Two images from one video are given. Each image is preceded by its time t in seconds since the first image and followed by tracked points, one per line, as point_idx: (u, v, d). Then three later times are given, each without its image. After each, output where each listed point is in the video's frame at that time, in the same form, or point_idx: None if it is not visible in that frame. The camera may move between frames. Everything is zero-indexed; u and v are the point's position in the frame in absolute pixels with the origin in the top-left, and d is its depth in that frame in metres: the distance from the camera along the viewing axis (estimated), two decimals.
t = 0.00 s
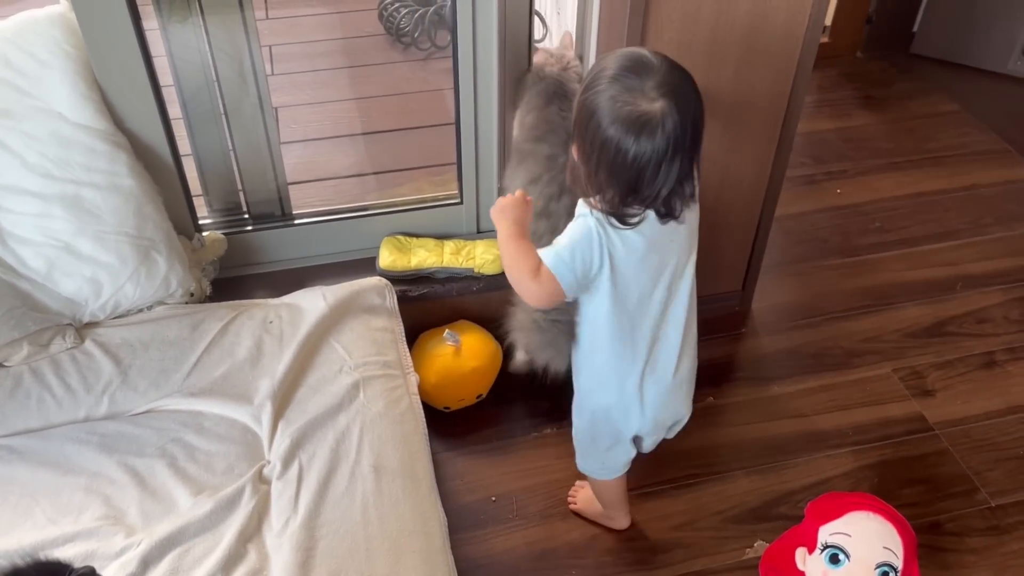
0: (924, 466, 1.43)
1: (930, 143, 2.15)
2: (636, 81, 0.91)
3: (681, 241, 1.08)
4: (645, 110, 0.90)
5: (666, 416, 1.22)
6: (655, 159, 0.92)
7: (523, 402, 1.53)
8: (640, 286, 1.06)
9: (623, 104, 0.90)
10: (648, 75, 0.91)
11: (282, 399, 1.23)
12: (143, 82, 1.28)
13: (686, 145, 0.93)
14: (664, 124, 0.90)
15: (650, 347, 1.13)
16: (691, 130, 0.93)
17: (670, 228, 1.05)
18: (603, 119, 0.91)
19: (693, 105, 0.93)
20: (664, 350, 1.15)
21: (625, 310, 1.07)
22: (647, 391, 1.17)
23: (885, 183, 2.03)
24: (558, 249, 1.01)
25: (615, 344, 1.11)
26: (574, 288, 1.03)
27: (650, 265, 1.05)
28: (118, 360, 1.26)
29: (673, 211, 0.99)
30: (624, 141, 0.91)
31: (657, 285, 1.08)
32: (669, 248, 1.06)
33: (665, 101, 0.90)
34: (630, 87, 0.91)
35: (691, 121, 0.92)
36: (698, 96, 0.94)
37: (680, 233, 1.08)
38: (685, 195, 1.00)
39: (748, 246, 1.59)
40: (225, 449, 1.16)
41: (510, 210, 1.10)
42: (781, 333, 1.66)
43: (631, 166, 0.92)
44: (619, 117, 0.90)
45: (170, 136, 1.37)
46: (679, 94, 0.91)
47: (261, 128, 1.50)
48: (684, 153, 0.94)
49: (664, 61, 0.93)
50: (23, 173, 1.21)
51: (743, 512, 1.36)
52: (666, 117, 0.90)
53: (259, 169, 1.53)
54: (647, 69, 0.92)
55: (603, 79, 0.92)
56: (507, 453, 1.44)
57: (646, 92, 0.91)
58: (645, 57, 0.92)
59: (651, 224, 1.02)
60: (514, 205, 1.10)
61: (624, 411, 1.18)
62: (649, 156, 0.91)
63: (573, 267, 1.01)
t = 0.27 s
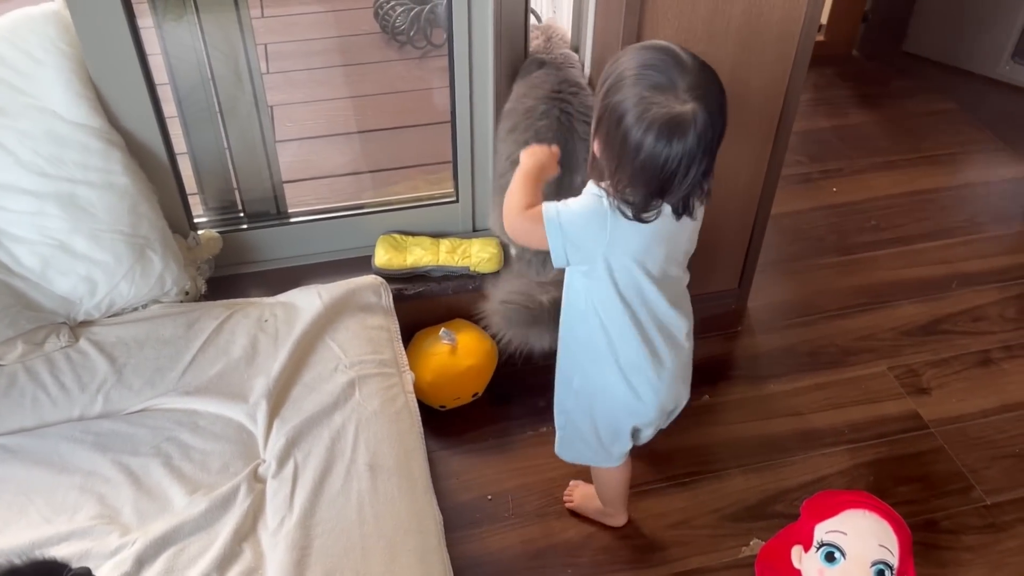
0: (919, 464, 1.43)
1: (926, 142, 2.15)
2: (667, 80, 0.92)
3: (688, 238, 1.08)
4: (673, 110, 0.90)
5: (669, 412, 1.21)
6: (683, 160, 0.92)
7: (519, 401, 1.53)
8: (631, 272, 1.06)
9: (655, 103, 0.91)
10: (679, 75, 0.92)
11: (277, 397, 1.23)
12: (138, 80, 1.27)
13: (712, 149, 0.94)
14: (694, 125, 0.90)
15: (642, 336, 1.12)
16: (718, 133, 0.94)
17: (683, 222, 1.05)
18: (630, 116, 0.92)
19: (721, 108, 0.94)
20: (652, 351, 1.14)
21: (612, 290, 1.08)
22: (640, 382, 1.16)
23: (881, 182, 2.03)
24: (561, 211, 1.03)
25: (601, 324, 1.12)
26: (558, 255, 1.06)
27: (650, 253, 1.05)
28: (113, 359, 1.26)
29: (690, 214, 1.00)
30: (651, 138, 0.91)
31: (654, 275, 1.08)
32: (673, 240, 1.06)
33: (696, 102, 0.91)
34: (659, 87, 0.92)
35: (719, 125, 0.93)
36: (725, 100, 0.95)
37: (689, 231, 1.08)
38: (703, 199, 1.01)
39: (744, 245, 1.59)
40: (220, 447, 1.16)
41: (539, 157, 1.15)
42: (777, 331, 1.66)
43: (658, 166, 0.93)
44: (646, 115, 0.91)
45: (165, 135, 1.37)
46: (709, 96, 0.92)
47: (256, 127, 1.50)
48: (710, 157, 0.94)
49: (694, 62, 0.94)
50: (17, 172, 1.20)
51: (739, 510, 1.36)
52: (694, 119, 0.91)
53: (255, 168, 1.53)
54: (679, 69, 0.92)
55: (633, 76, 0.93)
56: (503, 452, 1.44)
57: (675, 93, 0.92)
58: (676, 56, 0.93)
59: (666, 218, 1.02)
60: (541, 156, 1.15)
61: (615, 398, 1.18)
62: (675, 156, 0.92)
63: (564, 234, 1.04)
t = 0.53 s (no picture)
0: (917, 461, 1.43)
1: (924, 139, 2.15)
2: (668, 86, 0.93)
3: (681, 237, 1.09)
4: (672, 116, 0.92)
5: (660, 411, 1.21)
6: (679, 166, 0.94)
7: (517, 398, 1.53)
8: (618, 258, 1.08)
9: (655, 109, 0.92)
10: (681, 82, 0.93)
11: (274, 395, 1.23)
12: (133, 76, 1.27)
13: (710, 157, 0.95)
14: (692, 132, 0.92)
15: (633, 326, 1.13)
16: (717, 141, 0.95)
17: (677, 226, 1.06)
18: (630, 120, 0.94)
19: (722, 116, 0.95)
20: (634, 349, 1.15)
21: (598, 276, 1.10)
22: (630, 373, 1.16)
23: (879, 179, 2.03)
24: (554, 185, 1.08)
25: (591, 312, 1.13)
26: (545, 224, 1.12)
27: (637, 245, 1.07)
28: (110, 357, 1.26)
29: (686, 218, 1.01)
30: (648, 142, 0.92)
31: (644, 265, 1.09)
32: (663, 235, 1.06)
33: (696, 109, 0.93)
34: (660, 93, 0.93)
35: (719, 132, 0.95)
36: (727, 108, 0.96)
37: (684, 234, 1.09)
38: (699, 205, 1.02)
39: (741, 242, 1.59)
40: (217, 445, 1.16)
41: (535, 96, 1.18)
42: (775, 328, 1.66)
43: (656, 170, 0.94)
44: (645, 119, 0.92)
45: (161, 132, 1.37)
46: (709, 104, 0.94)
47: (253, 124, 1.49)
48: (707, 164, 0.96)
49: (698, 68, 0.95)
50: (12, 169, 1.20)
51: (737, 508, 1.36)
52: (692, 126, 0.92)
53: (251, 166, 1.52)
54: (681, 74, 0.94)
55: (635, 80, 0.94)
56: (501, 449, 1.44)
57: (676, 99, 0.93)
58: (679, 61, 0.95)
59: (654, 219, 1.04)
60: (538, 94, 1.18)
61: (604, 387, 1.18)
62: (673, 160, 0.93)
63: (550, 206, 1.09)
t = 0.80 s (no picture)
0: (912, 458, 1.43)
1: (919, 137, 2.15)
2: (641, 77, 0.94)
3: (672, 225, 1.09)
4: (647, 103, 0.92)
5: (650, 402, 1.21)
6: (658, 154, 0.94)
7: (513, 396, 1.53)
8: (608, 250, 1.08)
9: (629, 100, 0.93)
10: (653, 71, 0.94)
11: (270, 393, 1.23)
12: (128, 73, 1.27)
13: (689, 143, 0.95)
14: (668, 119, 0.92)
15: (624, 315, 1.14)
16: (695, 127, 0.95)
17: (664, 216, 1.06)
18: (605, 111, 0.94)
19: (696, 101, 0.95)
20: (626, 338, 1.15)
21: (589, 266, 1.10)
22: (621, 363, 1.17)
23: (875, 177, 2.04)
24: (544, 176, 1.08)
25: (582, 302, 1.14)
26: (535, 214, 1.11)
27: (627, 236, 1.06)
28: (105, 354, 1.26)
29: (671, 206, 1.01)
30: (625, 131, 0.92)
31: (635, 256, 1.09)
32: (652, 225, 1.06)
33: (670, 96, 0.93)
34: (633, 83, 0.93)
35: (695, 118, 0.94)
36: (703, 94, 0.96)
37: (674, 222, 1.08)
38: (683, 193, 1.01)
39: (737, 240, 1.59)
40: (212, 443, 1.16)
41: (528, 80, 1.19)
42: (771, 326, 1.67)
43: (635, 160, 0.94)
44: (620, 109, 0.92)
45: (157, 129, 1.36)
46: (683, 91, 0.94)
47: (249, 121, 1.49)
48: (687, 151, 0.96)
49: (670, 57, 0.95)
50: (7, 166, 1.20)
51: (732, 505, 1.36)
52: (668, 112, 0.92)
53: (248, 163, 1.53)
54: (653, 64, 0.94)
55: (607, 73, 0.95)
56: (497, 447, 1.44)
57: (649, 88, 0.93)
58: (650, 51, 0.95)
59: (642, 210, 1.03)
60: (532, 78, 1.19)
61: (598, 376, 1.19)
62: (651, 148, 0.93)
63: (540, 199, 1.09)
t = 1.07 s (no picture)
0: (906, 456, 1.44)
1: (914, 135, 2.16)
2: (613, 47, 0.93)
3: (653, 202, 1.09)
4: (618, 75, 0.92)
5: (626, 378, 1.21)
6: (631, 124, 0.94)
7: (508, 394, 1.53)
8: (588, 221, 1.08)
9: (601, 70, 0.92)
10: (625, 42, 0.93)
11: (264, 391, 1.22)
12: (122, 70, 1.26)
13: (663, 113, 0.95)
14: (640, 89, 0.92)
15: (601, 292, 1.14)
16: (669, 97, 0.95)
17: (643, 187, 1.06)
18: (578, 83, 0.94)
19: (671, 70, 0.94)
20: (603, 316, 1.15)
21: (570, 238, 1.10)
22: (598, 341, 1.16)
23: (869, 175, 2.04)
24: (526, 149, 1.07)
25: (559, 275, 1.14)
26: (517, 187, 1.11)
27: (608, 208, 1.07)
28: (98, 352, 1.25)
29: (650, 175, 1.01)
30: (597, 104, 0.93)
31: (615, 230, 1.10)
32: (633, 197, 1.07)
33: (642, 67, 0.92)
34: (605, 54, 0.93)
35: (668, 88, 0.94)
36: (676, 64, 0.96)
37: (654, 197, 1.09)
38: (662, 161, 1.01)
39: (731, 238, 1.59)
40: (207, 441, 1.15)
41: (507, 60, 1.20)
42: (765, 324, 1.67)
43: (608, 131, 0.95)
44: (591, 82, 0.92)
45: (150, 126, 1.36)
46: (656, 60, 0.93)
47: (243, 118, 1.49)
48: (661, 120, 0.95)
49: (642, 27, 0.95)
50: None
51: (726, 503, 1.37)
52: (639, 83, 0.92)
53: (243, 160, 1.53)
54: (624, 35, 0.93)
55: (579, 44, 0.95)
56: (492, 445, 1.44)
57: (621, 59, 0.93)
58: (622, 23, 0.94)
59: (622, 182, 1.04)
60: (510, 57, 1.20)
61: (575, 356, 1.18)
62: (623, 119, 0.93)
63: (524, 172, 1.08)
